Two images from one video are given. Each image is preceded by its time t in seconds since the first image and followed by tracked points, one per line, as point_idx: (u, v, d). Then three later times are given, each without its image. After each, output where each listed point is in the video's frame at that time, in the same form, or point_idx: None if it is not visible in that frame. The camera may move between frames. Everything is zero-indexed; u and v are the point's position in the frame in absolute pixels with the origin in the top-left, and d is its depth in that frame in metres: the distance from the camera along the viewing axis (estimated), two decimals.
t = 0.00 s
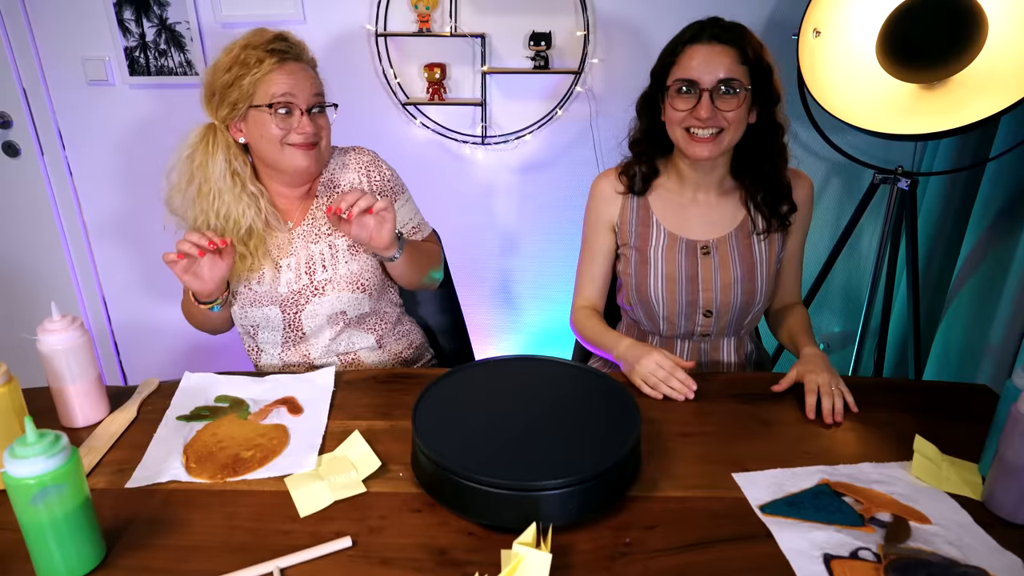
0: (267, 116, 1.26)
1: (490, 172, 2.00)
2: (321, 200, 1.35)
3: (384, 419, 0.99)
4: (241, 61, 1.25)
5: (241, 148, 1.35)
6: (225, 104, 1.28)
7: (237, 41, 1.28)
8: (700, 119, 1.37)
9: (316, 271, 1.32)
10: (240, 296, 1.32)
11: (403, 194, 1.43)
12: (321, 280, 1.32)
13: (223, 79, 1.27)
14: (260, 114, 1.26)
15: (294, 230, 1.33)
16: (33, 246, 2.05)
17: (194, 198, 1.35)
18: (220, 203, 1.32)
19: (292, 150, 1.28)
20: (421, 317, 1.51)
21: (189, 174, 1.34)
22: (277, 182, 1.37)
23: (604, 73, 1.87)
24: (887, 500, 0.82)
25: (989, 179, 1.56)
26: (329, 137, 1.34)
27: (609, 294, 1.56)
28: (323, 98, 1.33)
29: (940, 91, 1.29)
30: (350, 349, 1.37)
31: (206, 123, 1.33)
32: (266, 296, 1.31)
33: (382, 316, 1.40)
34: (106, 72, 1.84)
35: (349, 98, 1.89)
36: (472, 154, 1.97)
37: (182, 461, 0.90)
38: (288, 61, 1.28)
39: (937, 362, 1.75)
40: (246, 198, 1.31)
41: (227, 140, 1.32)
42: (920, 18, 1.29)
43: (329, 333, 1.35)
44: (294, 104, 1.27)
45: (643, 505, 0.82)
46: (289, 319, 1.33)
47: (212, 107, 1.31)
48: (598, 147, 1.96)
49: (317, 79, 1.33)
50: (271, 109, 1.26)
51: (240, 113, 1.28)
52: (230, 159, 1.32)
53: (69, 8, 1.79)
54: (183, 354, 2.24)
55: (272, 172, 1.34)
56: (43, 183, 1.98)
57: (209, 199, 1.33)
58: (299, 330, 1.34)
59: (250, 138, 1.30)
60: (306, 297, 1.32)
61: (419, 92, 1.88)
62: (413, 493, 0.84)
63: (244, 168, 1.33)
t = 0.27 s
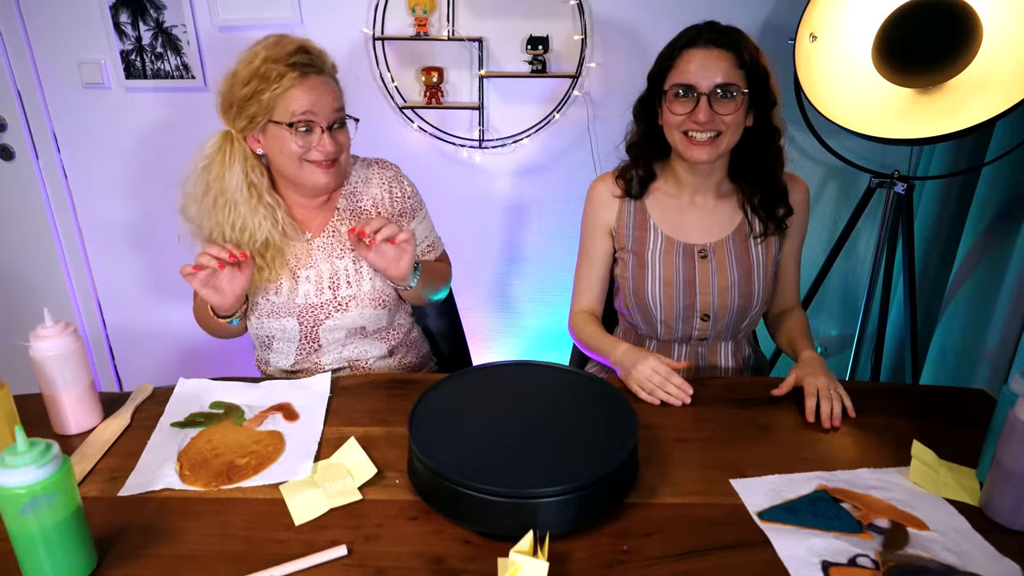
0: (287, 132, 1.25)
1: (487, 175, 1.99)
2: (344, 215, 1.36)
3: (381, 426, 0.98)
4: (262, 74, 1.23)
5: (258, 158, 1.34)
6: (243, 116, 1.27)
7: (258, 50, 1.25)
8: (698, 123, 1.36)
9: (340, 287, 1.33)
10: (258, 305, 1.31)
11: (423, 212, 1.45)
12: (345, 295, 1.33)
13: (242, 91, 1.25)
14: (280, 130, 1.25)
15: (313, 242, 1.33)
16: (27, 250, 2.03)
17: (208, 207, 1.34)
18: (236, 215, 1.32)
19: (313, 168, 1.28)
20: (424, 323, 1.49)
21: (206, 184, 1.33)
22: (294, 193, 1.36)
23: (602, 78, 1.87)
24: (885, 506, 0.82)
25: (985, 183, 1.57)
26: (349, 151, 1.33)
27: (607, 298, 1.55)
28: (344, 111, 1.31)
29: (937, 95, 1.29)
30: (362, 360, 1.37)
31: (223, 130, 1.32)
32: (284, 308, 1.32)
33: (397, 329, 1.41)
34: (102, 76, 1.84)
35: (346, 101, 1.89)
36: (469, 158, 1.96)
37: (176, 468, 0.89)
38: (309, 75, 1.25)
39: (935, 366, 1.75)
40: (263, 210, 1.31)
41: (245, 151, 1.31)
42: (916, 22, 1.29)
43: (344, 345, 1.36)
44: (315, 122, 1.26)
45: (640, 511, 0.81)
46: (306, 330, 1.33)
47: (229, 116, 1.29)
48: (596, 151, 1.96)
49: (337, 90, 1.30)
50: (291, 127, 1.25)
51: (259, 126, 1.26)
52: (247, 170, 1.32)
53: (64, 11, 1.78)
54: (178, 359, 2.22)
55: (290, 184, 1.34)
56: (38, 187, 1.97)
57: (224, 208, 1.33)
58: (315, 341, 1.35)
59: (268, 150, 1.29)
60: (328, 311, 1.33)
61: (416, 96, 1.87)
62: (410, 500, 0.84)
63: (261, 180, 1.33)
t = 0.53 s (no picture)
0: (306, 123, 1.27)
1: (486, 174, 1.99)
2: (383, 231, 1.37)
3: (379, 426, 0.98)
4: (279, 66, 1.25)
5: (285, 159, 1.36)
6: (266, 113, 1.29)
7: (276, 46, 1.28)
8: (696, 116, 1.37)
9: (373, 301, 1.35)
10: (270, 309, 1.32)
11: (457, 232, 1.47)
12: (377, 309, 1.35)
13: (263, 87, 1.27)
14: (298, 122, 1.27)
15: (340, 253, 1.34)
16: (25, 250, 2.03)
17: (236, 210, 1.37)
18: (264, 218, 1.33)
19: (334, 161, 1.29)
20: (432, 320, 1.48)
21: (235, 188, 1.37)
22: (324, 195, 1.37)
23: (600, 76, 1.86)
24: (886, 506, 0.82)
25: (985, 181, 1.56)
26: (372, 141, 1.32)
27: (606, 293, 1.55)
28: (365, 101, 1.30)
29: (937, 93, 1.28)
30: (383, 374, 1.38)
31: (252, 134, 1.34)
32: (309, 316, 1.32)
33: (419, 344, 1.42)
34: (99, 75, 1.83)
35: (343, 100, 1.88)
36: (468, 157, 1.96)
37: (174, 469, 0.89)
38: (325, 62, 1.26)
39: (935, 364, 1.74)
40: (291, 214, 1.33)
41: (272, 151, 1.34)
42: (916, 19, 1.29)
43: (367, 358, 1.37)
44: (332, 110, 1.26)
45: (640, 512, 0.81)
46: (330, 339, 1.35)
47: (254, 114, 1.32)
48: (595, 150, 1.96)
49: (356, 79, 1.30)
50: (308, 117, 1.26)
51: (281, 120, 1.28)
52: (273, 171, 1.34)
53: (60, 10, 1.78)
54: (176, 358, 2.22)
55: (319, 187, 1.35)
56: (35, 187, 1.96)
57: (252, 211, 1.35)
58: (338, 351, 1.36)
59: (291, 145, 1.31)
60: (355, 324, 1.34)
61: (413, 95, 1.86)
62: (408, 501, 0.83)
63: (288, 182, 1.35)
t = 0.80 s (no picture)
0: (319, 119, 1.27)
1: (486, 173, 1.98)
2: (407, 234, 1.36)
3: (379, 425, 0.97)
4: (291, 66, 1.27)
5: (306, 159, 1.37)
6: (285, 115, 1.31)
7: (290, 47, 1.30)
8: (686, 114, 1.40)
9: (391, 306, 1.33)
10: (285, 306, 1.32)
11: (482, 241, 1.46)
12: (395, 314, 1.33)
13: (279, 88, 1.30)
14: (311, 119, 1.28)
15: (359, 251, 1.34)
16: (23, 250, 2.02)
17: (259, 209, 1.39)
18: (283, 217, 1.35)
19: (345, 155, 1.28)
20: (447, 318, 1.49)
21: (256, 191, 1.40)
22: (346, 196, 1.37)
23: (599, 75, 1.86)
24: (888, 505, 0.81)
25: (986, 179, 1.56)
26: (386, 134, 1.30)
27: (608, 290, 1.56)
28: (376, 93, 1.29)
29: (937, 91, 1.28)
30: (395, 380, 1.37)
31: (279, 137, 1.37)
32: (325, 316, 1.32)
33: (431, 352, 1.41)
34: (97, 75, 1.83)
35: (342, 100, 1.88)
36: (467, 156, 1.96)
37: (174, 469, 0.88)
38: (334, 57, 1.27)
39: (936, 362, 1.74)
40: (309, 214, 1.34)
41: (291, 152, 1.36)
42: (917, 17, 1.29)
43: (382, 363, 1.36)
44: (340, 105, 1.26)
45: (641, 511, 0.81)
46: (345, 342, 1.34)
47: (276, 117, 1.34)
48: (594, 149, 1.95)
49: (368, 72, 1.30)
50: (319, 114, 1.26)
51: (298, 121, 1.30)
52: (291, 172, 1.36)
53: (58, 10, 1.77)
54: (175, 358, 2.22)
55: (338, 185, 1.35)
56: (34, 187, 1.96)
57: (272, 211, 1.37)
58: (351, 354, 1.35)
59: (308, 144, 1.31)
60: (371, 328, 1.33)
61: (412, 93, 1.86)
62: (409, 501, 0.83)
63: (306, 182, 1.36)
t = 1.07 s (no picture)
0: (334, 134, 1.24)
1: (490, 166, 1.97)
2: (436, 233, 1.34)
3: (382, 419, 0.97)
4: (308, 75, 1.22)
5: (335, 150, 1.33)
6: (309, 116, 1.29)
7: (310, 45, 1.22)
8: (680, 123, 1.42)
9: (413, 303, 1.33)
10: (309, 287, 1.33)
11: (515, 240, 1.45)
12: (416, 312, 1.33)
13: (301, 91, 1.25)
14: (327, 131, 1.25)
15: (383, 241, 1.33)
16: (27, 244, 2.02)
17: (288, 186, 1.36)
18: (312, 198, 1.34)
19: (357, 171, 1.25)
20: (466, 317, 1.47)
21: (288, 174, 1.36)
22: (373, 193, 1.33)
23: (603, 66, 1.84)
24: (895, 499, 0.81)
25: (993, 170, 1.54)
26: (397, 145, 1.23)
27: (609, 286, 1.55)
28: (386, 104, 1.21)
29: (945, 81, 1.27)
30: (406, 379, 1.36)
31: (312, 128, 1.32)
32: (347, 305, 1.32)
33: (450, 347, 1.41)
34: (99, 68, 1.82)
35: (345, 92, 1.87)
36: (470, 148, 1.94)
37: (177, 463, 0.88)
38: (342, 70, 1.18)
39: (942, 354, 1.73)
40: (336, 200, 1.32)
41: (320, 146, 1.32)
42: (926, 8, 1.28)
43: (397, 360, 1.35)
44: (350, 123, 1.21)
45: (646, 505, 0.80)
46: (363, 333, 1.34)
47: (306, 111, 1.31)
48: (597, 141, 1.94)
49: (381, 78, 1.20)
50: (333, 130, 1.23)
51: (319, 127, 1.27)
52: (320, 162, 1.32)
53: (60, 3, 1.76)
54: (179, 353, 2.22)
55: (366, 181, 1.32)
56: (37, 181, 1.95)
57: (300, 193, 1.35)
58: (368, 346, 1.35)
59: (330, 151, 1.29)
60: (392, 322, 1.33)
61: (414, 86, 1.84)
62: (413, 496, 0.83)
63: (334, 171, 1.32)
